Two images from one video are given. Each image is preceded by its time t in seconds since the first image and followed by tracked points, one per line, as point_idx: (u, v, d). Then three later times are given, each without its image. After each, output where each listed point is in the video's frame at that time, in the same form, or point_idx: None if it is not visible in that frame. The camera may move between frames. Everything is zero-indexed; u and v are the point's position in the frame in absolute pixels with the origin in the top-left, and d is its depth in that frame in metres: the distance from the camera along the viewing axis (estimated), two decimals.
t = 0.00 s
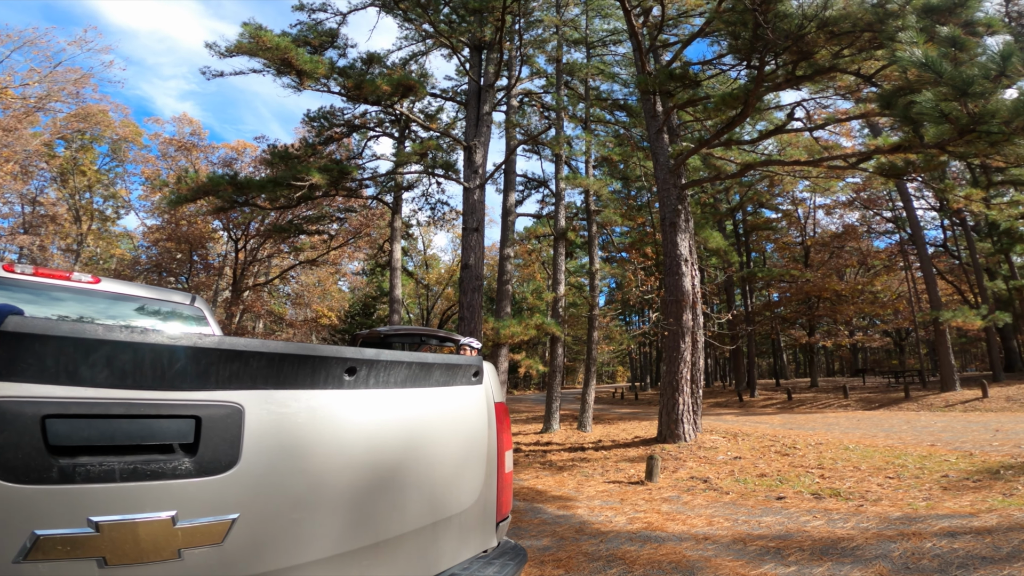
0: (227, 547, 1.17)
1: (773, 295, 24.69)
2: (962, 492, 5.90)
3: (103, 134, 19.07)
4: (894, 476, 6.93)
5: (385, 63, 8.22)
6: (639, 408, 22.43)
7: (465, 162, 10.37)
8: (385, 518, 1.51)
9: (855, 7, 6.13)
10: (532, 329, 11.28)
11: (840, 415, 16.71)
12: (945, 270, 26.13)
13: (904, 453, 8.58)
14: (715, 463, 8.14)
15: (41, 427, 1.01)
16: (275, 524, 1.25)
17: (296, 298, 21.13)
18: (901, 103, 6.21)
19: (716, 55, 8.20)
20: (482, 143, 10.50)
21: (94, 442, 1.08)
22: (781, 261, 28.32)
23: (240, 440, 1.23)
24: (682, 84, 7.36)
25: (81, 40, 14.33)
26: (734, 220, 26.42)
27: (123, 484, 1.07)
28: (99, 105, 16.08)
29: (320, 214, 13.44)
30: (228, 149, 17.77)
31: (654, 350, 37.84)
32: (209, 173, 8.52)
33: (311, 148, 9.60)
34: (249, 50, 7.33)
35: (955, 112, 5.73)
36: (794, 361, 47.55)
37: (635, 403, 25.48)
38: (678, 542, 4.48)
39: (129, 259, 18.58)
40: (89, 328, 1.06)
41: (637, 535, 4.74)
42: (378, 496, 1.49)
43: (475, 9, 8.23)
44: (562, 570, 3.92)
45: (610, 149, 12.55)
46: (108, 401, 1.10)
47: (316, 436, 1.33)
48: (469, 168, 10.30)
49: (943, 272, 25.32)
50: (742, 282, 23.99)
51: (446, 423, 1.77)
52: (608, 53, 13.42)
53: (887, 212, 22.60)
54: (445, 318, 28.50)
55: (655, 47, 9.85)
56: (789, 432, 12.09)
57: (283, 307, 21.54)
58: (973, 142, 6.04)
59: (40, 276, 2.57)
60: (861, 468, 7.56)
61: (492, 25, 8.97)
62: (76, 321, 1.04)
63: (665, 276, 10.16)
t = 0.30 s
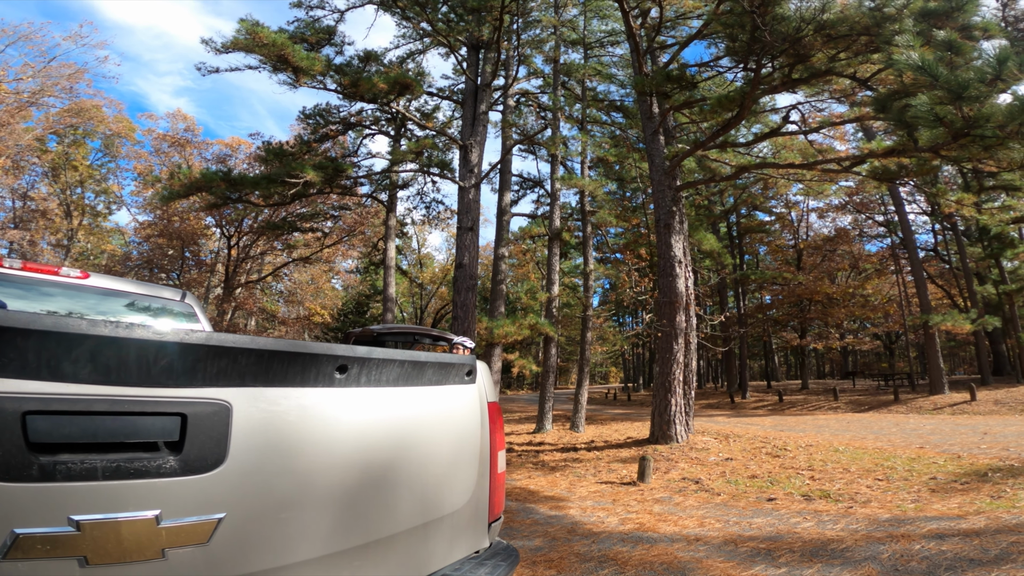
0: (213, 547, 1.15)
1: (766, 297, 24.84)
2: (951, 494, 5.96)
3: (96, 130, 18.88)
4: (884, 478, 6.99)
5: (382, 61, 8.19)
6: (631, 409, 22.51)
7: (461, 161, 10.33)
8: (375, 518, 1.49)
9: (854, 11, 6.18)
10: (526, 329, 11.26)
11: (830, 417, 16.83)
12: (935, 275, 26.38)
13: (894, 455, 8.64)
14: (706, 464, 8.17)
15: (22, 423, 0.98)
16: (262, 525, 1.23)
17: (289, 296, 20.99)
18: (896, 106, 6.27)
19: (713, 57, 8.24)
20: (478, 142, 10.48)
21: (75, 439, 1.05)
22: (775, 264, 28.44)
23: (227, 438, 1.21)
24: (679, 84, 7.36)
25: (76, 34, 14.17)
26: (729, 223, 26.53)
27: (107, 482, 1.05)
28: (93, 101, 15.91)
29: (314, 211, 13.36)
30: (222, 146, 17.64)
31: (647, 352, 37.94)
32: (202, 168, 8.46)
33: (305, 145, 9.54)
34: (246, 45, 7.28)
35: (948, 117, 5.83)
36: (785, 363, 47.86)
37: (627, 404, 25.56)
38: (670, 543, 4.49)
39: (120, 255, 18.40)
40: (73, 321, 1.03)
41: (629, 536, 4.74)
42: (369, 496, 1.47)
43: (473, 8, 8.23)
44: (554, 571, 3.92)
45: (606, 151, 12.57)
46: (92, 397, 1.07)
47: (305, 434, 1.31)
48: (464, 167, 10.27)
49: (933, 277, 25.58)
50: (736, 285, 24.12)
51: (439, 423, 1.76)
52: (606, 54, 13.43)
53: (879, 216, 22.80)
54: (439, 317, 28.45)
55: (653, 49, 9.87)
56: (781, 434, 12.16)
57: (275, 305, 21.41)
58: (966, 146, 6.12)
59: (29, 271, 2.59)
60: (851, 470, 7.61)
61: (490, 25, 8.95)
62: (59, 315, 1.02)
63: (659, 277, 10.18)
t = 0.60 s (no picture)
0: (209, 543, 1.15)
1: (765, 298, 24.87)
2: (946, 495, 5.98)
3: (96, 125, 18.81)
4: (880, 479, 7.00)
5: (384, 58, 8.19)
6: (629, 408, 22.54)
7: (462, 159, 10.31)
8: (373, 515, 1.49)
9: (858, 13, 6.17)
10: (525, 327, 11.26)
11: (827, 418, 16.87)
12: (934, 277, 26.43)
13: (890, 457, 8.66)
14: (703, 464, 8.19)
15: (19, 416, 0.98)
16: (258, 521, 1.23)
17: (288, 292, 20.96)
18: (898, 107, 6.28)
19: (715, 57, 8.22)
20: (478, 140, 10.47)
21: (73, 433, 1.05)
22: (774, 265, 28.47)
23: (225, 433, 1.21)
24: (681, 84, 7.35)
25: (78, 29, 14.12)
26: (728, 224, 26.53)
27: (102, 477, 1.05)
28: (94, 96, 15.85)
29: (313, 207, 13.35)
30: (222, 142, 17.62)
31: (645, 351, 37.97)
32: (202, 164, 8.44)
33: (305, 141, 9.52)
34: (247, 41, 7.25)
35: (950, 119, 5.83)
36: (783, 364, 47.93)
37: (624, 403, 25.59)
38: (666, 542, 4.50)
39: (120, 249, 18.35)
40: (72, 315, 1.03)
41: (626, 535, 4.75)
42: (367, 492, 1.47)
43: (475, 6, 8.21)
44: (551, 569, 3.91)
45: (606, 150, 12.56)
46: (90, 390, 1.07)
47: (303, 430, 1.31)
48: (465, 165, 10.26)
49: (932, 279, 25.62)
50: (735, 286, 24.13)
51: (438, 419, 1.76)
52: (608, 53, 13.41)
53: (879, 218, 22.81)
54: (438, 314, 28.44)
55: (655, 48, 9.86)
56: (778, 434, 12.16)
57: (274, 300, 21.41)
58: (967, 147, 6.12)
59: (28, 265, 2.56)
60: (847, 471, 7.62)
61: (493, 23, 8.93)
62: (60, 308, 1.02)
63: (658, 276, 10.18)
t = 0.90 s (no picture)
0: (218, 539, 1.16)
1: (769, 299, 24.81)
2: (948, 497, 5.97)
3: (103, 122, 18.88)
4: (882, 480, 6.99)
5: (389, 56, 8.19)
6: (631, 408, 22.51)
7: (466, 157, 10.32)
8: (378, 511, 1.50)
9: (866, 14, 6.17)
10: (528, 326, 11.25)
11: (830, 419, 16.82)
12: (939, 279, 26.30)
13: (893, 458, 8.63)
14: (705, 464, 8.18)
15: (32, 411, 0.99)
16: (265, 516, 1.24)
17: (291, 288, 21.00)
18: (906, 109, 6.24)
19: (722, 57, 8.19)
20: (483, 138, 10.45)
21: (85, 428, 1.06)
22: (778, 265, 28.40)
23: (235, 429, 1.22)
24: (687, 84, 7.32)
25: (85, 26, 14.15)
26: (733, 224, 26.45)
27: (114, 472, 1.06)
28: (101, 93, 15.90)
29: (318, 204, 13.38)
30: (228, 138, 17.66)
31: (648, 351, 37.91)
32: (207, 161, 8.47)
33: (311, 139, 9.54)
34: (253, 38, 7.26)
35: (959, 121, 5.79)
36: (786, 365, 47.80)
37: (626, 403, 25.56)
38: (667, 542, 4.49)
39: (125, 245, 18.42)
40: (85, 310, 1.04)
41: (626, 533, 4.75)
42: (372, 489, 1.48)
43: (481, 4, 8.19)
44: (552, 568, 3.91)
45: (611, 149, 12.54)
46: (103, 386, 1.08)
47: (311, 427, 1.32)
48: (469, 163, 10.26)
49: (937, 281, 25.50)
50: (738, 286, 24.06)
51: (443, 417, 1.76)
52: (613, 52, 13.38)
53: (885, 219, 22.70)
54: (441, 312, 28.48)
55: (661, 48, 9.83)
56: (780, 435, 12.14)
57: (278, 297, 21.46)
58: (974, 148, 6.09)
59: (35, 260, 2.65)
60: (849, 472, 7.60)
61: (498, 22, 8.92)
62: (74, 303, 1.03)
63: (662, 276, 10.16)
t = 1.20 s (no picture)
0: (224, 539, 1.16)
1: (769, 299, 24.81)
2: (948, 497, 5.97)
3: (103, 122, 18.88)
4: (882, 480, 6.99)
5: (390, 56, 8.20)
6: (631, 408, 22.51)
7: (467, 158, 10.34)
8: (382, 511, 1.50)
9: (866, 14, 6.19)
10: (529, 326, 11.24)
11: (830, 419, 16.83)
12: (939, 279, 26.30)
13: (893, 458, 8.64)
14: (706, 464, 8.18)
15: (39, 412, 1.00)
16: (270, 514, 1.24)
17: (292, 289, 21.00)
18: (907, 109, 6.24)
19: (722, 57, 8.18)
20: (484, 139, 10.45)
21: (91, 429, 1.06)
22: (778, 266, 28.41)
23: (239, 429, 1.22)
24: (687, 84, 7.32)
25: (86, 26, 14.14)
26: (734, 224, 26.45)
27: (120, 472, 1.06)
28: (101, 93, 15.90)
29: (318, 204, 13.39)
30: (228, 139, 17.67)
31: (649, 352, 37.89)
32: (208, 161, 8.48)
33: (311, 139, 9.55)
34: (254, 38, 7.26)
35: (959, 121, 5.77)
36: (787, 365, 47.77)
37: (626, 403, 25.55)
38: (668, 542, 4.49)
39: (126, 245, 18.41)
40: (90, 310, 1.04)
41: (627, 533, 4.76)
42: (376, 488, 1.48)
43: (481, 4, 8.19)
44: (553, 568, 3.91)
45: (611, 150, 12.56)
46: (108, 387, 1.08)
47: (315, 427, 1.32)
48: (470, 163, 10.27)
49: (938, 281, 25.49)
50: (739, 287, 24.06)
51: (446, 417, 1.77)
52: (614, 52, 13.38)
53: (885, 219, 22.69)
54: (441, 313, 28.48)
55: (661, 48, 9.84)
56: (781, 435, 12.13)
57: (278, 297, 21.47)
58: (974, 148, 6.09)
59: (36, 260, 2.67)
60: (849, 472, 7.62)
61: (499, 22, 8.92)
62: (79, 304, 1.03)
63: (662, 276, 10.15)
